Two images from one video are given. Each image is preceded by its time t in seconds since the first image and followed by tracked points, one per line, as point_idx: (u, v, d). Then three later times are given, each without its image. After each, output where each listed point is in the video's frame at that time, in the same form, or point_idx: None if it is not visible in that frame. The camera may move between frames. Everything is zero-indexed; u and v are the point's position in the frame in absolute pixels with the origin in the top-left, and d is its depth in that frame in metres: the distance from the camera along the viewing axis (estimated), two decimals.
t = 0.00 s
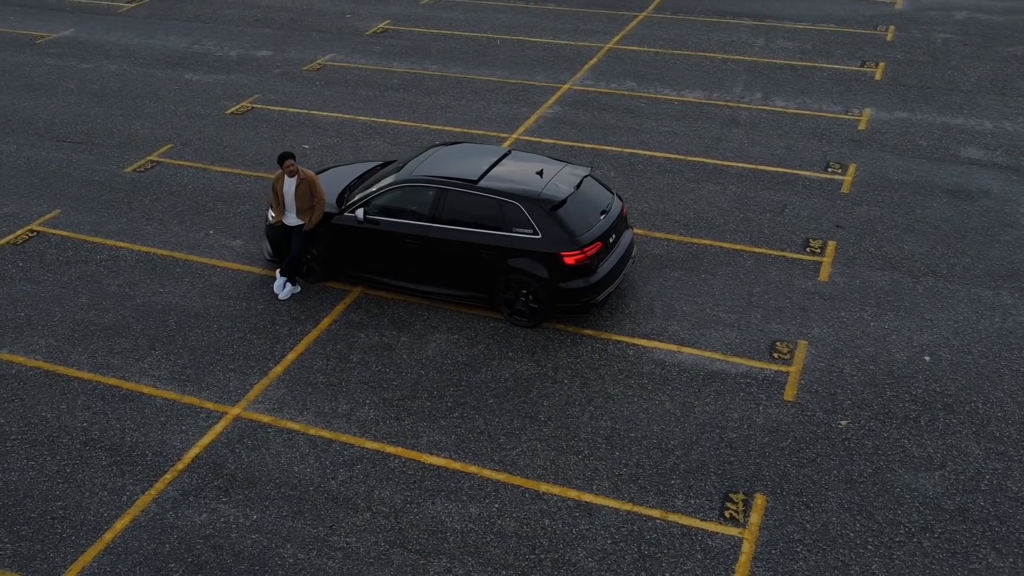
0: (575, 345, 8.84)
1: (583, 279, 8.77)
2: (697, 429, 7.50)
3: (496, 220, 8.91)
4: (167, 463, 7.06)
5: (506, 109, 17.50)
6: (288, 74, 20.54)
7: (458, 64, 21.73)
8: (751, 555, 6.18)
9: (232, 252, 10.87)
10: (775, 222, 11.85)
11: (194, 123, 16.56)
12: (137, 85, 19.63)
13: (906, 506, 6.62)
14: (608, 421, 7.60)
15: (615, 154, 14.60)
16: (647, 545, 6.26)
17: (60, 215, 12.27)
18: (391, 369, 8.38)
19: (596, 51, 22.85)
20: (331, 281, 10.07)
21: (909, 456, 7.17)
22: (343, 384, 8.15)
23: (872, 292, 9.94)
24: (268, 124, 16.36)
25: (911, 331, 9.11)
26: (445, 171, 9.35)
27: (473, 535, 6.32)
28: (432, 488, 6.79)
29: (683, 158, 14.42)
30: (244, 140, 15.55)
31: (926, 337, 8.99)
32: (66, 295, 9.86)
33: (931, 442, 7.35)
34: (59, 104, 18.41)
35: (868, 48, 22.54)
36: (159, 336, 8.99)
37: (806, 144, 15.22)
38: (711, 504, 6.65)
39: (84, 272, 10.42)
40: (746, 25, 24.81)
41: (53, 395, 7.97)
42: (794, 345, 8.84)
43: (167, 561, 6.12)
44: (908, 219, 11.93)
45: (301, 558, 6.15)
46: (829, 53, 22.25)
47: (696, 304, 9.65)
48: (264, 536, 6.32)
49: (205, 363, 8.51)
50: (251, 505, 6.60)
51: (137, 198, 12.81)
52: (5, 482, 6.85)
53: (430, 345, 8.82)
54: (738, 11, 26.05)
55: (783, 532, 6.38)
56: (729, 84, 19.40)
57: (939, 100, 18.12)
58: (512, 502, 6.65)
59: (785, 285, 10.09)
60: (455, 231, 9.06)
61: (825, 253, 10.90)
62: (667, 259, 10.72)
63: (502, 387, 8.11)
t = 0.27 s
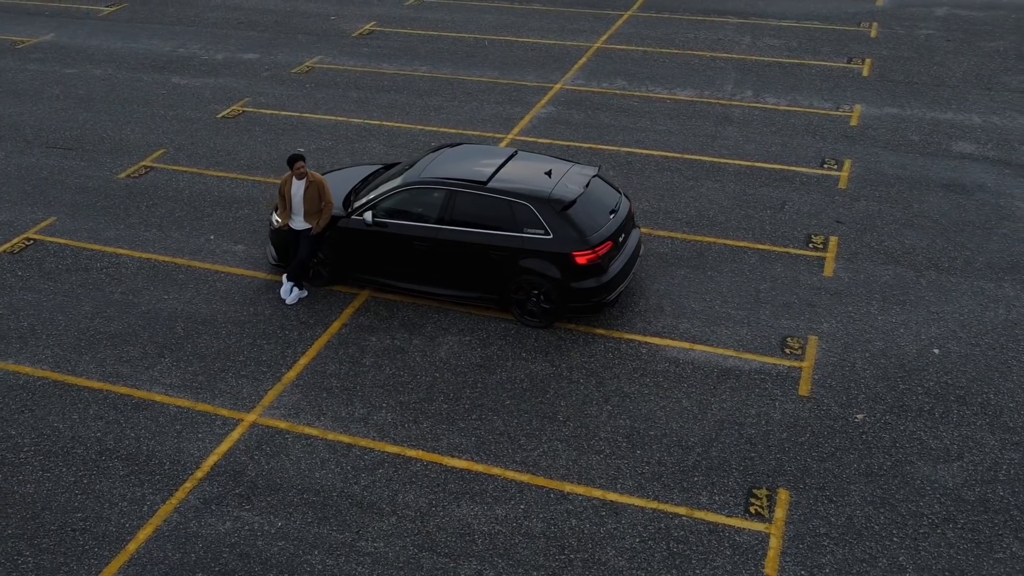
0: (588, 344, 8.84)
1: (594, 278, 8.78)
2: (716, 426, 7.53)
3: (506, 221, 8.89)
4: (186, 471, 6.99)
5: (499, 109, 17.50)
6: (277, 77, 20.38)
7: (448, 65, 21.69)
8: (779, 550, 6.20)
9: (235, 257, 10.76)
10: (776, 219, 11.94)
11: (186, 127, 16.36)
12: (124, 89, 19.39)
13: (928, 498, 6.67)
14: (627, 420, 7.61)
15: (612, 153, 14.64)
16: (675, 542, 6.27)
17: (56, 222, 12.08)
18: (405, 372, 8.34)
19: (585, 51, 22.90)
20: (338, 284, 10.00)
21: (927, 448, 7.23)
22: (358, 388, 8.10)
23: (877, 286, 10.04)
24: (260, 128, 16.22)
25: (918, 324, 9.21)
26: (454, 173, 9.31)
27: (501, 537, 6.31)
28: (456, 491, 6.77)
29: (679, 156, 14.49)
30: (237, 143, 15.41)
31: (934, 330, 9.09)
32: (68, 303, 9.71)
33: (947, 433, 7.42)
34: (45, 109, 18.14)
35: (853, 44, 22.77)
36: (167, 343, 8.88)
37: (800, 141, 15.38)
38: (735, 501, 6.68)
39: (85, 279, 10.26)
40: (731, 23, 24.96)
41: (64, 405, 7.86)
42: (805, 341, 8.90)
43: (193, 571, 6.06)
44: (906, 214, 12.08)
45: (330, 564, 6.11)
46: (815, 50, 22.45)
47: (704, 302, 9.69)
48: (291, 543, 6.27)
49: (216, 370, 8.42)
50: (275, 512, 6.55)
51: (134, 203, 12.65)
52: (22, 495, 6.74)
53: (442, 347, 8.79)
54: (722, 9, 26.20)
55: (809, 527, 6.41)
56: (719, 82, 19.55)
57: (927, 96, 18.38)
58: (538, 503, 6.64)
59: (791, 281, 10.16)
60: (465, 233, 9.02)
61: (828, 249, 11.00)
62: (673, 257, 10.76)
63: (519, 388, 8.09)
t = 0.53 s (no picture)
0: (597, 343, 8.86)
1: (602, 278, 8.80)
2: (730, 423, 7.56)
3: (513, 222, 8.89)
4: (202, 479, 6.92)
5: (491, 110, 17.49)
6: (264, 80, 20.21)
7: (435, 66, 21.65)
8: (802, 544, 6.23)
9: (235, 263, 10.66)
10: (774, 216, 12.05)
11: (175, 131, 16.17)
12: (108, 94, 19.13)
13: (944, 489, 6.74)
14: (641, 418, 7.63)
15: (606, 152, 14.70)
16: (698, 539, 6.29)
17: (49, 230, 11.89)
18: (416, 375, 8.31)
19: (571, 50, 22.95)
20: (342, 288, 9.93)
21: (939, 440, 7.31)
22: (369, 392, 8.05)
23: (878, 280, 10.15)
24: (250, 131, 16.07)
25: (921, 317, 9.32)
26: (459, 174, 9.28)
27: (525, 538, 6.30)
28: (476, 493, 6.75)
29: (674, 154, 14.58)
30: (228, 147, 15.26)
31: (937, 323, 9.21)
32: (68, 311, 9.56)
33: (957, 425, 7.51)
34: (29, 116, 17.86)
35: (837, 41, 22.98)
36: (173, 350, 8.79)
37: (791, 137, 15.55)
38: (755, 496, 6.71)
39: (83, 287, 10.11)
40: (715, 21, 25.09)
41: (71, 414, 7.74)
42: (811, 336, 8.97)
43: None
44: (901, 209, 12.24)
45: (355, 569, 6.08)
46: (799, 47, 22.64)
47: (709, 299, 9.74)
48: (314, 549, 6.24)
49: (224, 377, 8.34)
50: (295, 518, 6.51)
51: (128, 209, 12.48)
52: (35, 507, 6.64)
53: (452, 349, 8.77)
54: (705, 7, 26.34)
55: (829, 520, 6.46)
56: (707, 81, 19.73)
57: (912, 91, 18.67)
58: (559, 503, 6.64)
59: (794, 277, 10.25)
60: (471, 234, 9.00)
61: (827, 244, 11.11)
62: (674, 254, 10.81)
63: (531, 388, 8.09)
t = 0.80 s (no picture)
0: (606, 342, 8.88)
1: (610, 277, 8.82)
2: (744, 418, 7.61)
3: (520, 222, 8.88)
4: (220, 488, 6.86)
5: (481, 111, 17.49)
6: (250, 83, 20.03)
7: (422, 67, 21.60)
8: (824, 537, 6.28)
9: (236, 268, 10.56)
10: (771, 212, 12.15)
11: (163, 135, 15.97)
12: (91, 99, 18.86)
13: (959, 479, 6.83)
14: (656, 416, 7.66)
15: (601, 152, 14.77)
16: (722, 535, 6.31)
17: (42, 238, 11.69)
18: (428, 378, 8.28)
19: (558, 50, 22.99)
20: (346, 291, 9.88)
21: (951, 431, 7.40)
22: (382, 396, 8.02)
23: (878, 274, 10.28)
24: (240, 135, 15.91)
25: (923, 310, 9.45)
26: (464, 175, 9.25)
27: (549, 538, 6.31)
28: (498, 494, 6.74)
29: (668, 152, 14.66)
30: (219, 151, 15.10)
31: (939, 315, 9.34)
32: (69, 320, 9.41)
33: (968, 416, 7.61)
34: (11, 123, 17.56)
35: (819, 38, 23.20)
36: (179, 357, 8.69)
37: (782, 134, 15.73)
38: (774, 491, 6.76)
39: (83, 295, 9.96)
40: (697, 20, 25.21)
41: (80, 425, 7.64)
42: (818, 330, 9.06)
43: None
44: (896, 203, 12.42)
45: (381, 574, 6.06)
46: (782, 44, 22.83)
47: (714, 296, 9.80)
48: (339, 555, 6.20)
49: (234, 383, 8.26)
50: (317, 524, 6.47)
51: (121, 216, 12.32)
52: (51, 520, 6.55)
53: (461, 351, 8.75)
54: (687, 5, 26.48)
55: (850, 513, 6.51)
56: (694, 79, 19.95)
57: (897, 87, 19.00)
58: (581, 502, 6.65)
59: (796, 273, 10.35)
60: (478, 235, 8.98)
61: (826, 239, 11.24)
62: (676, 252, 10.86)
63: (545, 389, 8.09)
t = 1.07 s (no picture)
0: (615, 341, 8.92)
1: (618, 275, 8.86)
2: (759, 413, 7.69)
3: (527, 223, 8.89)
4: (241, 497, 6.79)
5: (468, 112, 17.49)
6: (231, 87, 19.78)
7: (404, 68, 21.51)
8: (849, 528, 6.36)
9: (236, 275, 10.44)
10: (766, 208, 12.30)
11: (147, 141, 15.73)
12: (69, 107, 18.50)
13: (974, 467, 6.95)
14: (672, 413, 7.71)
15: (592, 151, 14.84)
16: (749, 529, 6.36)
17: (33, 249, 11.46)
18: (441, 381, 8.26)
19: (539, 50, 23.03)
20: (350, 296, 9.81)
21: (962, 419, 7.54)
22: (396, 400, 7.98)
23: (876, 267, 10.46)
24: (227, 140, 15.72)
25: (923, 301, 9.63)
26: (470, 177, 9.23)
27: (578, 538, 6.32)
28: (522, 495, 6.74)
29: (658, 150, 14.77)
30: (206, 157, 14.91)
31: (939, 306, 9.52)
32: (69, 332, 9.25)
33: (976, 404, 7.76)
34: None
35: (796, 34, 23.48)
36: (186, 367, 8.58)
37: (769, 130, 15.93)
38: (795, 483, 6.83)
39: (81, 306, 9.79)
40: (674, 18, 25.36)
41: (91, 438, 7.51)
42: (822, 324, 9.19)
43: None
44: (886, 196, 12.64)
45: None
46: (761, 41, 23.06)
47: (718, 292, 9.89)
48: (368, 561, 6.17)
49: (245, 391, 8.17)
50: (343, 531, 6.43)
51: (113, 224, 12.11)
52: (70, 536, 6.45)
53: (472, 353, 8.74)
54: (664, 3, 26.62)
55: (871, 503, 6.59)
56: (677, 76, 20.16)
57: (876, 82, 19.37)
58: (606, 500, 6.67)
59: (795, 267, 10.49)
60: (485, 236, 8.97)
61: (822, 233, 11.41)
62: (676, 249, 10.95)
63: (559, 388, 8.11)
